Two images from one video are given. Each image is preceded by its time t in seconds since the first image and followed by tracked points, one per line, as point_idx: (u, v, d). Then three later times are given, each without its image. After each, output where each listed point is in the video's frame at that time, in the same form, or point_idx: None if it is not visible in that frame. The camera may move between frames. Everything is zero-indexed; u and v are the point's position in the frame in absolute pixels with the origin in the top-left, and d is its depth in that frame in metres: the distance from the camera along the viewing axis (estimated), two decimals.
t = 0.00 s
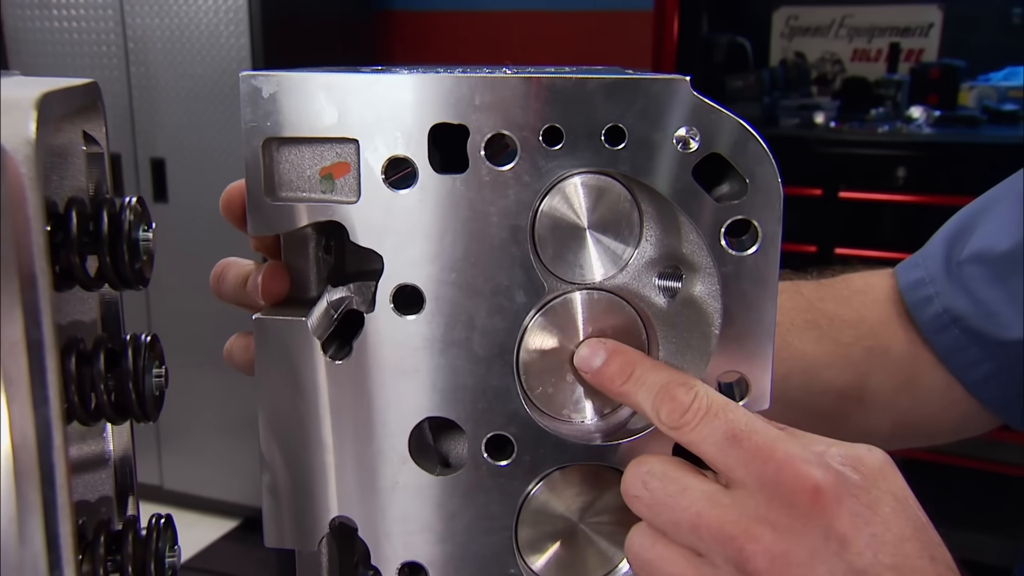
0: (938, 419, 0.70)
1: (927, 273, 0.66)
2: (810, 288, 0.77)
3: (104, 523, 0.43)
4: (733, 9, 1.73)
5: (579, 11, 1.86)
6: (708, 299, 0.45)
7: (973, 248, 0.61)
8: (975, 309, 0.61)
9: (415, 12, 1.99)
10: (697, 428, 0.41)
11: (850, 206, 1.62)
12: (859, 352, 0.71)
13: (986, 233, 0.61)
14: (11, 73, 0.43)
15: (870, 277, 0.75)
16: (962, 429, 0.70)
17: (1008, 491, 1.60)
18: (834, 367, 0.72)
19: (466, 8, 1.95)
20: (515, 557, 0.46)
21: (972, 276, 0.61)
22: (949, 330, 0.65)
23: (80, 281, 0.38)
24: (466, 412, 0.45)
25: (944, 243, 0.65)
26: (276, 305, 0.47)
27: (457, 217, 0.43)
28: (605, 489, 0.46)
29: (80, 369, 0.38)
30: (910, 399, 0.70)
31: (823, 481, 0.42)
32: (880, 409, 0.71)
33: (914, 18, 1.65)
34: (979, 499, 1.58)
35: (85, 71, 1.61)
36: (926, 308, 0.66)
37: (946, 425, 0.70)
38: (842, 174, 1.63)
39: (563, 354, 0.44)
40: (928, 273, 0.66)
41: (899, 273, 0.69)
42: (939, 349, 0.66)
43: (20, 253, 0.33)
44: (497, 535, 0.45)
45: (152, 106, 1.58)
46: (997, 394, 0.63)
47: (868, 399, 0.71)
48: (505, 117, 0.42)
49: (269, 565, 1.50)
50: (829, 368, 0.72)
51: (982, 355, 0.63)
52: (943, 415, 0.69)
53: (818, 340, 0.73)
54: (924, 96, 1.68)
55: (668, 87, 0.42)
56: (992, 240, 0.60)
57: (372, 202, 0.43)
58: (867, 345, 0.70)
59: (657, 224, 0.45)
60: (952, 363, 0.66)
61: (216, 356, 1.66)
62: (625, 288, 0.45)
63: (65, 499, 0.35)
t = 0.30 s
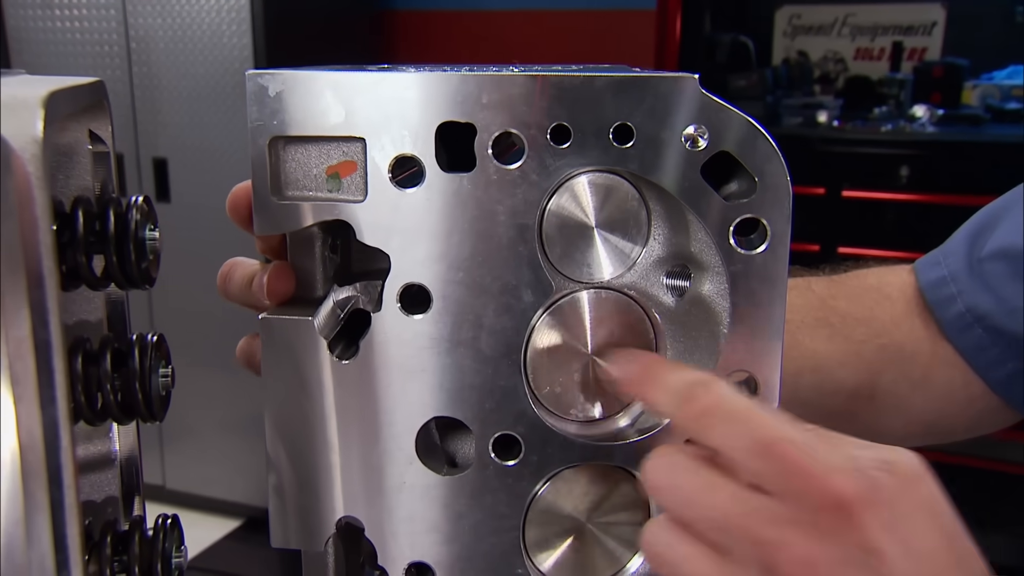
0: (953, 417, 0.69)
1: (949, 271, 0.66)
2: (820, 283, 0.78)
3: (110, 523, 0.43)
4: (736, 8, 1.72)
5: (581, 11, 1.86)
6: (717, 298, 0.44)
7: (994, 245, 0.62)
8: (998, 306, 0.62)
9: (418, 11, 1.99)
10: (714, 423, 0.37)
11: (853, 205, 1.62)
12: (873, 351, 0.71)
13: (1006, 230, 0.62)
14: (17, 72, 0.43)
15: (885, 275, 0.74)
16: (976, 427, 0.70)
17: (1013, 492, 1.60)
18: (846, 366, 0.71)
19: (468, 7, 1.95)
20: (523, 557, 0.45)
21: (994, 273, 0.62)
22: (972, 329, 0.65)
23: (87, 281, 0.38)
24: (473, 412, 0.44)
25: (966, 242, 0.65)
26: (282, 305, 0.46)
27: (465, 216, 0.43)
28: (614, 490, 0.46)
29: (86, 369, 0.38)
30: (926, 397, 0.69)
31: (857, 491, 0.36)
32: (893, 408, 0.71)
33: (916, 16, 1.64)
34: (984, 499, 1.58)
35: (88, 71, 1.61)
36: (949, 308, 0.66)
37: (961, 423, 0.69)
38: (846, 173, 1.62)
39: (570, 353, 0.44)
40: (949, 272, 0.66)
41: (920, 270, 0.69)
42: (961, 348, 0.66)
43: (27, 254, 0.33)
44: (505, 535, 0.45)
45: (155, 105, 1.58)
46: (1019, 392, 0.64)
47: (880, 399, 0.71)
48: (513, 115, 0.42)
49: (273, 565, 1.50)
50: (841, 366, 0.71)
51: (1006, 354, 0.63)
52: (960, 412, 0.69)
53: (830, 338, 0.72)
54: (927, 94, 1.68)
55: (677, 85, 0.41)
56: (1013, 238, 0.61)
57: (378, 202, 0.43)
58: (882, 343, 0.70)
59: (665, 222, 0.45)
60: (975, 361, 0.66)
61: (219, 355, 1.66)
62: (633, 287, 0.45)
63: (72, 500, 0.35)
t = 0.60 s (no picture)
0: (942, 425, 0.69)
1: (929, 284, 0.65)
2: (813, 293, 0.78)
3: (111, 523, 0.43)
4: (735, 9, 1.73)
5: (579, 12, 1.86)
6: (719, 299, 0.45)
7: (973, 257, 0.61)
8: (979, 319, 0.61)
9: (415, 12, 1.99)
10: None
11: (851, 207, 1.62)
12: (865, 361, 0.71)
13: (988, 241, 0.60)
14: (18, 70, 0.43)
15: (873, 285, 0.74)
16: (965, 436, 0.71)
17: (1009, 493, 1.60)
18: (839, 376, 0.72)
19: (467, 8, 1.95)
20: (524, 558, 0.46)
21: (975, 286, 0.61)
22: (954, 343, 0.63)
23: (88, 280, 0.38)
24: (475, 412, 0.44)
25: (945, 254, 0.65)
26: (284, 305, 0.46)
27: (467, 216, 0.42)
28: (617, 495, 0.45)
29: (88, 368, 0.38)
30: (915, 406, 0.69)
31: None
32: (884, 417, 0.71)
33: (915, 18, 1.64)
34: (980, 501, 1.58)
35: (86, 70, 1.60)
36: (930, 321, 0.65)
37: (948, 434, 0.70)
38: (845, 174, 1.63)
39: (572, 354, 0.44)
40: (930, 285, 0.65)
41: (901, 283, 0.68)
42: (944, 362, 0.65)
43: (30, 253, 0.33)
44: (505, 536, 0.45)
45: (153, 105, 1.58)
46: (1006, 404, 0.61)
47: (874, 407, 0.71)
48: (516, 116, 0.42)
49: (270, 566, 1.50)
50: (835, 376, 0.72)
51: (989, 366, 0.61)
52: (949, 420, 0.69)
53: (823, 351, 0.73)
54: (925, 96, 1.68)
55: (679, 87, 0.41)
56: (992, 249, 0.60)
57: (380, 202, 0.43)
58: (873, 354, 0.70)
59: (667, 223, 0.45)
60: (958, 375, 0.64)
61: (216, 355, 1.66)
62: (636, 287, 0.45)
63: (74, 499, 0.35)
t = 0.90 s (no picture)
0: (945, 422, 0.69)
1: (933, 280, 0.65)
2: (818, 290, 0.78)
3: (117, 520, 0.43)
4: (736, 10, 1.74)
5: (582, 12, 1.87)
6: (723, 297, 0.45)
7: (977, 252, 0.61)
8: (982, 315, 0.61)
9: (417, 12, 2.00)
10: None
11: (854, 206, 1.62)
12: (869, 358, 0.71)
13: (991, 237, 0.60)
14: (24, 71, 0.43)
15: (877, 282, 0.74)
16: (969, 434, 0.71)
17: (1013, 492, 1.60)
18: (843, 372, 0.72)
19: (469, 7, 1.95)
20: (528, 555, 0.46)
21: (978, 282, 0.61)
22: (958, 339, 0.63)
23: (94, 279, 0.38)
24: (479, 410, 0.44)
25: (947, 249, 0.64)
26: (289, 304, 0.47)
27: (470, 215, 0.43)
28: (621, 492, 0.46)
29: (94, 367, 0.38)
30: (918, 404, 0.69)
31: None
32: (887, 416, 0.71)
33: (918, 17, 1.64)
34: (984, 499, 1.58)
35: (89, 71, 1.61)
36: (934, 317, 0.65)
37: (954, 429, 0.70)
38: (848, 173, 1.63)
39: (576, 351, 0.44)
40: (933, 281, 0.65)
41: (903, 280, 0.68)
42: (948, 359, 0.65)
43: (37, 251, 0.33)
44: (510, 533, 0.45)
45: (156, 106, 1.58)
46: (1009, 400, 0.61)
47: (878, 405, 0.71)
48: (520, 115, 0.42)
49: (274, 565, 1.50)
50: (839, 373, 0.72)
51: (993, 361, 0.62)
52: (952, 417, 0.69)
53: (828, 347, 0.73)
54: (928, 95, 1.68)
55: (682, 85, 0.42)
56: (995, 246, 0.59)
57: (384, 201, 0.43)
58: (876, 352, 0.70)
59: (670, 221, 0.45)
60: (962, 371, 0.64)
61: (220, 354, 1.66)
62: (639, 285, 0.45)
63: (82, 496, 0.35)
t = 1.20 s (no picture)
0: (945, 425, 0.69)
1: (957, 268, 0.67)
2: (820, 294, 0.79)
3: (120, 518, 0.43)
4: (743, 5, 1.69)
5: (589, 12, 1.87)
6: (725, 297, 0.44)
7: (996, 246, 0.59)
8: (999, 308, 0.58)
9: (423, 13, 2.00)
10: None
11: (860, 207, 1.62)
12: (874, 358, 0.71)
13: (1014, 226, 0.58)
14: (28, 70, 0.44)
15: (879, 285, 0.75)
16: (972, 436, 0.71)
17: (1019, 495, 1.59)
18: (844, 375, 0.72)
19: (476, 8, 1.96)
20: (529, 553, 0.46)
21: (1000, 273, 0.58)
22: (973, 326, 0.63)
23: (98, 278, 0.38)
24: (481, 409, 0.45)
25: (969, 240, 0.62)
26: (291, 303, 0.47)
27: (472, 214, 0.43)
28: (623, 491, 0.46)
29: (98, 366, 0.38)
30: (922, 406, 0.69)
31: None
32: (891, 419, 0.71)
33: (927, 17, 1.62)
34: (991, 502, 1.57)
35: (97, 71, 1.62)
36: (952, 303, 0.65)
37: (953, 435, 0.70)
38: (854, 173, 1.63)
39: (577, 350, 0.44)
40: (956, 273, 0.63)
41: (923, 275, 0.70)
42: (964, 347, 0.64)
43: (40, 249, 0.33)
44: (511, 531, 0.45)
45: (164, 106, 1.59)
46: None
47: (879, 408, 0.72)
48: (521, 115, 0.42)
49: (279, 566, 1.50)
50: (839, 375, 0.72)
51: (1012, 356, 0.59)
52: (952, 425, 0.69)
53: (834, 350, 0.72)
54: (935, 95, 1.65)
55: (682, 86, 0.42)
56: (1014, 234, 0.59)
57: (387, 200, 0.43)
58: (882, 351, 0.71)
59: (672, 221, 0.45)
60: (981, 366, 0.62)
61: (226, 354, 1.67)
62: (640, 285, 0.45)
63: (85, 494, 0.35)
